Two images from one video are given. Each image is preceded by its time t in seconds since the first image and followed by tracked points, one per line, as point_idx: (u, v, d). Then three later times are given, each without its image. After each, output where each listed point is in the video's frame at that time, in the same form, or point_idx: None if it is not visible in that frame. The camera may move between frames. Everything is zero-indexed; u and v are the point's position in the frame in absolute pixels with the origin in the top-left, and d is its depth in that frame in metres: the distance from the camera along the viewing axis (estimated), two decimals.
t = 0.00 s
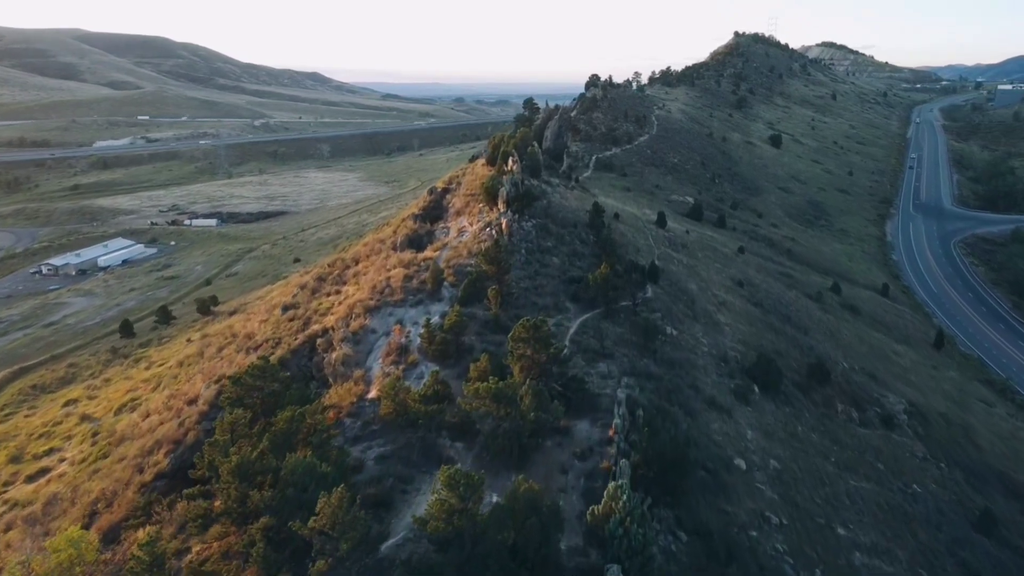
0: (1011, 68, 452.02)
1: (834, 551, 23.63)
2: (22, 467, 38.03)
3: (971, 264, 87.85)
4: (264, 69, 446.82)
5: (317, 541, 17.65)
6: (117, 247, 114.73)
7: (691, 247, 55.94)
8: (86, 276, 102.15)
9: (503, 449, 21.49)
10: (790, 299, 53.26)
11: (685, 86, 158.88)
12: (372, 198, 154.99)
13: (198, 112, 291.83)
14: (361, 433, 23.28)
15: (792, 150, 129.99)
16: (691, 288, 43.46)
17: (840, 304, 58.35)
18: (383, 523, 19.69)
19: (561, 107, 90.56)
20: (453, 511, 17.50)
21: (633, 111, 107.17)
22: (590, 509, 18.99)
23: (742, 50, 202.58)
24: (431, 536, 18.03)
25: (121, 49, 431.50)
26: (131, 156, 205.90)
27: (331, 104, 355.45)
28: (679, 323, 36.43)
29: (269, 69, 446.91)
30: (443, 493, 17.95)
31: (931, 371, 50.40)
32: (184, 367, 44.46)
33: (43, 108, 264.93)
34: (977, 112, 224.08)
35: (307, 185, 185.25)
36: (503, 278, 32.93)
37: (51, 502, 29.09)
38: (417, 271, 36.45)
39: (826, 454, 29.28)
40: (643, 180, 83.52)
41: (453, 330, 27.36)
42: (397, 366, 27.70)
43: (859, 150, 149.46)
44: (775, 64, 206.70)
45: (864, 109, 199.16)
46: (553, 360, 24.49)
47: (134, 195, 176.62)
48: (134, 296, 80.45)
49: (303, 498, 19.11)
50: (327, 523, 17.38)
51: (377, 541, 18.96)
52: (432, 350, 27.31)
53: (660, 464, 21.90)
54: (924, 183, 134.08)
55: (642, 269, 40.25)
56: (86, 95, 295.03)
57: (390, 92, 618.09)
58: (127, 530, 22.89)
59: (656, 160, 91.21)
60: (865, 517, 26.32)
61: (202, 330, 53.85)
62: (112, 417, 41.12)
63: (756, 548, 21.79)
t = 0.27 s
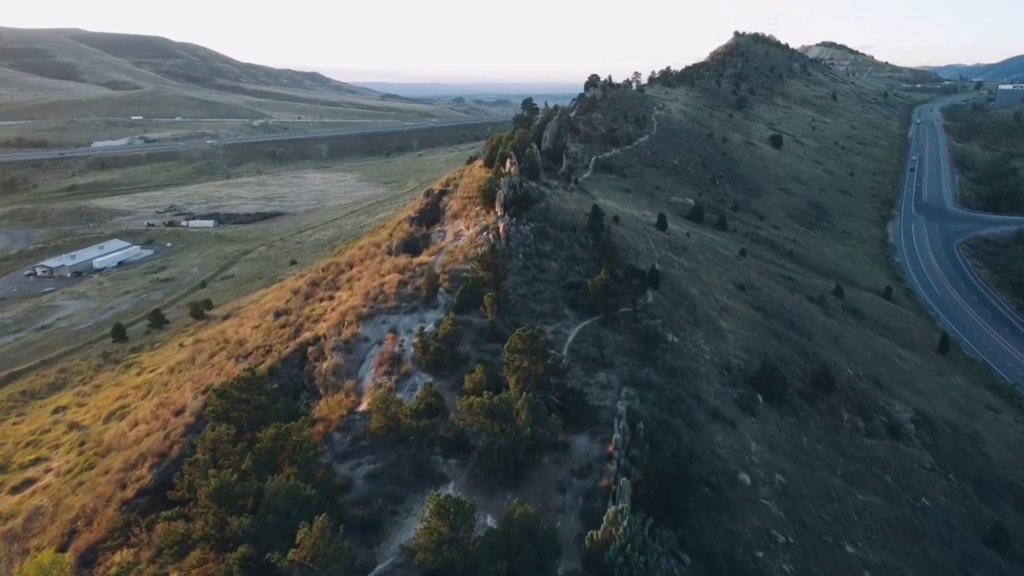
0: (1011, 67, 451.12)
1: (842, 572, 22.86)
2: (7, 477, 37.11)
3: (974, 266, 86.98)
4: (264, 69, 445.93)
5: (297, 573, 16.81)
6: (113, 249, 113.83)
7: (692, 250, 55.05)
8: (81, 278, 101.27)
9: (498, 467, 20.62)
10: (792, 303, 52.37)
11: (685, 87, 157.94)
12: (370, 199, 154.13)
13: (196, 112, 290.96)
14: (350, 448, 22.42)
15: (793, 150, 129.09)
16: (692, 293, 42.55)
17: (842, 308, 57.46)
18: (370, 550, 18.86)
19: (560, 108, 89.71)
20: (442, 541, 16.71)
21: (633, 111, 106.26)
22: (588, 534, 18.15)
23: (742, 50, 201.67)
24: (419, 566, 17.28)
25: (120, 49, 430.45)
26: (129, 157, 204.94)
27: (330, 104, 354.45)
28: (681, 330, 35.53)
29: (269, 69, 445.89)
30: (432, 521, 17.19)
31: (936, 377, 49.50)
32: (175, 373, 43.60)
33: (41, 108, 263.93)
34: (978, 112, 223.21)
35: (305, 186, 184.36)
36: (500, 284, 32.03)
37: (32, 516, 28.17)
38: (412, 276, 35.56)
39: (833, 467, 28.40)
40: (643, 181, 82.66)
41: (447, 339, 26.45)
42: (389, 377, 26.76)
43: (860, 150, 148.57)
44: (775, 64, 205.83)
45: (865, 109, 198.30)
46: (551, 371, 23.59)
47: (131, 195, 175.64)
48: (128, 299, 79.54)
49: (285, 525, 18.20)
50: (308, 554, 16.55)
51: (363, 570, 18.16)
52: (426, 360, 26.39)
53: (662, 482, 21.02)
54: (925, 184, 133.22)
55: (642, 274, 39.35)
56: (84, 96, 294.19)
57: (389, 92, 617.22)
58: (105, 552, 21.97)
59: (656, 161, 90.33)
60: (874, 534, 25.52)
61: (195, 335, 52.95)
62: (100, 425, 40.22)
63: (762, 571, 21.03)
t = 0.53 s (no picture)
0: (1011, 67, 450.28)
1: None
2: None
3: (978, 268, 86.15)
4: (263, 69, 445.02)
5: None
6: (109, 251, 112.88)
7: (693, 254, 54.20)
8: (76, 281, 100.34)
9: (493, 487, 19.73)
10: (795, 307, 51.53)
11: (685, 87, 157.02)
12: (368, 200, 153.30)
13: (195, 112, 289.97)
14: (340, 465, 21.57)
15: (794, 151, 128.25)
16: (694, 298, 41.71)
17: (846, 312, 56.61)
18: None
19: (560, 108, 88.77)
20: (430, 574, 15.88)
21: (632, 112, 105.36)
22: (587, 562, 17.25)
23: (742, 50, 200.74)
24: None
25: (119, 49, 429.13)
26: (127, 157, 203.86)
27: (329, 104, 353.59)
28: (683, 337, 34.68)
29: (268, 69, 444.74)
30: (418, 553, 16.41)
31: (942, 383, 48.68)
32: (165, 380, 42.73)
33: (38, 108, 262.78)
34: (979, 112, 222.42)
35: (303, 186, 183.39)
36: (496, 292, 31.14)
37: (11, 533, 27.22)
38: (406, 282, 34.65)
39: (841, 481, 27.65)
40: (643, 182, 81.76)
41: (441, 349, 25.58)
42: (381, 389, 25.85)
43: (861, 151, 147.65)
44: (776, 64, 205.00)
45: (866, 109, 197.41)
46: (548, 384, 22.74)
47: (128, 196, 174.63)
48: (123, 302, 78.62)
49: (266, 553, 17.25)
50: None
51: None
52: (419, 371, 25.51)
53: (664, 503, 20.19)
54: (927, 185, 132.40)
55: (643, 279, 38.50)
56: (82, 95, 293.10)
57: (388, 91, 616.12)
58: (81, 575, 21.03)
59: (656, 162, 89.44)
60: (884, 552, 24.84)
61: (188, 340, 52.06)
62: (88, 434, 39.29)
63: None
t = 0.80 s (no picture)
0: (1011, 67, 449.60)
1: None
2: None
3: (981, 271, 85.35)
4: (262, 69, 444.00)
5: None
6: (104, 252, 111.97)
7: (694, 257, 53.35)
8: (71, 283, 99.43)
9: (486, 510, 18.86)
10: (798, 312, 50.68)
11: (685, 87, 156.12)
12: (366, 201, 152.48)
13: (193, 112, 288.98)
14: (326, 484, 20.67)
15: (794, 152, 127.41)
16: (696, 304, 40.83)
17: (850, 317, 55.74)
18: None
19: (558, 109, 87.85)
20: None
21: (632, 112, 104.45)
22: None
23: (742, 50, 199.85)
24: None
25: (118, 49, 428.03)
26: (124, 158, 202.91)
27: (328, 104, 352.65)
28: (684, 346, 33.80)
29: (267, 69, 443.80)
30: None
31: (948, 390, 47.86)
32: (155, 387, 41.78)
33: (36, 108, 261.66)
34: (980, 112, 221.59)
35: (301, 187, 182.39)
36: (493, 299, 30.21)
37: None
38: (400, 289, 33.72)
39: (848, 496, 27.09)
40: (643, 184, 80.91)
41: (435, 361, 24.64)
42: (372, 402, 24.93)
43: (862, 151, 146.71)
44: (776, 64, 204.19)
45: (866, 110, 196.52)
46: (546, 398, 21.88)
47: (125, 197, 173.67)
48: (116, 305, 77.66)
49: None
50: None
51: None
52: (412, 383, 24.60)
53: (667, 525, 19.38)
54: (929, 186, 131.62)
55: (643, 284, 37.62)
56: (80, 95, 292.08)
57: (387, 91, 615.08)
58: None
59: (656, 163, 88.55)
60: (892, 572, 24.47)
61: (180, 345, 51.17)
62: (75, 443, 38.37)
63: None
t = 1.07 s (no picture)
0: (1011, 67, 448.95)
1: None
2: None
3: (984, 273, 84.49)
4: (261, 69, 443.20)
5: None
6: (99, 254, 111.04)
7: (695, 261, 52.46)
8: (65, 285, 98.54)
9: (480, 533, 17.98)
10: (802, 317, 49.79)
11: (685, 87, 155.28)
12: (365, 202, 151.63)
13: (192, 112, 288.08)
14: (313, 505, 19.82)
15: (795, 152, 126.57)
16: (698, 310, 39.94)
17: (853, 321, 54.86)
18: None
19: (557, 110, 87.00)
20: None
21: (632, 112, 103.58)
22: None
23: (742, 50, 199.10)
24: None
25: (117, 49, 427.11)
26: (122, 158, 202.02)
27: (327, 104, 351.94)
28: (686, 354, 32.90)
29: (266, 69, 442.98)
30: None
31: (954, 396, 46.96)
32: (144, 395, 40.83)
33: (34, 108, 260.66)
34: (981, 112, 220.85)
35: (299, 188, 181.55)
36: (489, 307, 29.35)
37: None
38: (394, 295, 32.81)
39: (855, 512, 26.21)
40: (643, 185, 80.04)
41: (428, 373, 23.72)
42: (363, 416, 24.01)
43: (863, 152, 145.82)
44: (776, 64, 203.44)
45: (867, 110, 195.64)
46: (543, 414, 20.99)
47: (122, 198, 172.75)
48: (109, 309, 76.75)
49: None
50: None
51: None
52: (404, 396, 23.69)
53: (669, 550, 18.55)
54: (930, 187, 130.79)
55: (643, 290, 36.73)
56: (79, 95, 291.24)
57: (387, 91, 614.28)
58: None
59: (656, 165, 87.66)
60: None
61: (172, 350, 50.28)
62: (62, 453, 37.43)
63: None
